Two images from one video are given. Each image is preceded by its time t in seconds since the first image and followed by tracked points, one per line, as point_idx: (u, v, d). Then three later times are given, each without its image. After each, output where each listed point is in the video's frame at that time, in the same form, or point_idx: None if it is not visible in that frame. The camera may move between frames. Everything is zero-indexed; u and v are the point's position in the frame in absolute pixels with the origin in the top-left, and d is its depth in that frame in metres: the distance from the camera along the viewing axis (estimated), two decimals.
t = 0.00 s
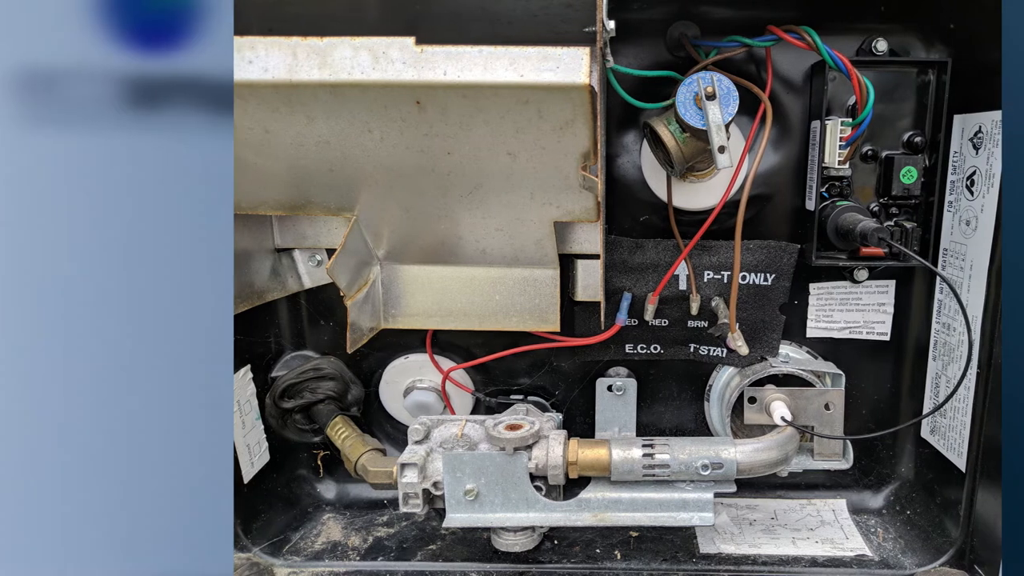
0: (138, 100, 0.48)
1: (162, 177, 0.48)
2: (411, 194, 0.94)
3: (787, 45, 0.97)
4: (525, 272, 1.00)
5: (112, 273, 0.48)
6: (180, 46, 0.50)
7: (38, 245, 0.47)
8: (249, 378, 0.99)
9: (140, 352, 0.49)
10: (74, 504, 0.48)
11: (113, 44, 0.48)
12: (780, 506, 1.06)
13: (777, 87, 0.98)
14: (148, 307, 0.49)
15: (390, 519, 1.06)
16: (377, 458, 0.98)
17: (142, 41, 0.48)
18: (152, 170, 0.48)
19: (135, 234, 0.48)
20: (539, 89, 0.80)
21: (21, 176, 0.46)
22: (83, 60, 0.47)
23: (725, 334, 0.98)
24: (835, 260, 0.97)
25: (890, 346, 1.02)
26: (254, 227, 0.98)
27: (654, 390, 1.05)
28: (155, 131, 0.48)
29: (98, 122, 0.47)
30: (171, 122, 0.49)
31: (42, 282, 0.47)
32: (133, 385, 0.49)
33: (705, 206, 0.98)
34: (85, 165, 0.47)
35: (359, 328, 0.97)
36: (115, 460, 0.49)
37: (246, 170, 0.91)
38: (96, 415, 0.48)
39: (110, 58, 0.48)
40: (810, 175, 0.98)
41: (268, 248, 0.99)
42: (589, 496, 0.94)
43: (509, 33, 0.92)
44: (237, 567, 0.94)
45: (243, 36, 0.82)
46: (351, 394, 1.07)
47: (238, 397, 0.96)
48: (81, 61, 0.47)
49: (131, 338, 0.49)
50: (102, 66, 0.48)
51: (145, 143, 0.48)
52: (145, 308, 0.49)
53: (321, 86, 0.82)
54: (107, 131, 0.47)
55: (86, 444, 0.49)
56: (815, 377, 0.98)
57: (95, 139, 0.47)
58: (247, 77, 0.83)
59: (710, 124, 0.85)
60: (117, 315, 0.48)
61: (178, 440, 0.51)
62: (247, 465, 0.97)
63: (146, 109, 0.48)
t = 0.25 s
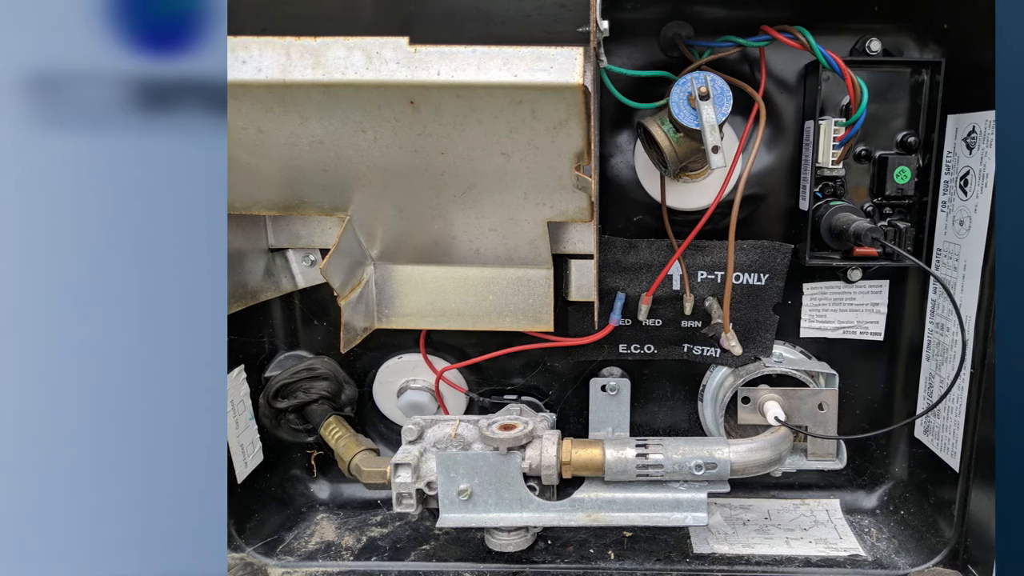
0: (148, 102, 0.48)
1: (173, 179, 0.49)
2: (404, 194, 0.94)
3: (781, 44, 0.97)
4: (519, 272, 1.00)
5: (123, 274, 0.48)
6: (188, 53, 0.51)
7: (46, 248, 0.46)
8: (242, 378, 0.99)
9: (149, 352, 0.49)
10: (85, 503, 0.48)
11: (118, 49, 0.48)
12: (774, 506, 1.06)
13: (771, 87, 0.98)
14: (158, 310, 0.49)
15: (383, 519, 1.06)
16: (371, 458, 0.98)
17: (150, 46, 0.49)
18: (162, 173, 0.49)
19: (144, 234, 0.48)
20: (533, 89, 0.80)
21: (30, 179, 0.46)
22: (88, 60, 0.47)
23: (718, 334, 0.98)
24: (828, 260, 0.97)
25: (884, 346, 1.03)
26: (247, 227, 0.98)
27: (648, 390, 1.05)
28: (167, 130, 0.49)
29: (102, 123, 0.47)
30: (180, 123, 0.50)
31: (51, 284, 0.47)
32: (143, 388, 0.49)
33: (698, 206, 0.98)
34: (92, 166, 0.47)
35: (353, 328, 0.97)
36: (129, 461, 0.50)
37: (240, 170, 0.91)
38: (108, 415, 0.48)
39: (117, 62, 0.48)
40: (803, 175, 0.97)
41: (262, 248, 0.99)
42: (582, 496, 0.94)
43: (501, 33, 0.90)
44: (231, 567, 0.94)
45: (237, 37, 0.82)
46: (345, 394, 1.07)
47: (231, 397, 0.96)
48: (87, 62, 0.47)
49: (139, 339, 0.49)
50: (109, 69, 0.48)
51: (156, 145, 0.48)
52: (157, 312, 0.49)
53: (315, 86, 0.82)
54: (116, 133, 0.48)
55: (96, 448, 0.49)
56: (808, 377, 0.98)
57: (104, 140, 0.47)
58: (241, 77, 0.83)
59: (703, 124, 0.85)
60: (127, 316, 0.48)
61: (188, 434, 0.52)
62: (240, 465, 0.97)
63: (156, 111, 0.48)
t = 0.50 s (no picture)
0: (158, 104, 0.49)
1: (183, 181, 0.50)
2: (398, 194, 0.94)
3: (775, 44, 0.97)
4: (513, 272, 1.00)
5: (133, 275, 0.48)
6: (198, 54, 0.51)
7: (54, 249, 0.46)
8: (237, 378, 0.99)
9: (157, 351, 0.50)
10: (92, 503, 0.48)
11: (128, 50, 0.48)
12: (768, 506, 1.06)
13: (765, 87, 0.98)
14: (162, 309, 0.49)
15: (378, 519, 1.06)
16: (365, 458, 0.98)
17: (160, 48, 0.49)
18: (171, 175, 0.49)
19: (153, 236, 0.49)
20: (527, 89, 0.80)
21: (36, 179, 0.46)
22: (96, 60, 0.47)
23: (713, 334, 0.98)
24: (823, 260, 0.97)
25: (878, 346, 1.03)
26: (242, 227, 0.98)
27: (642, 390, 1.05)
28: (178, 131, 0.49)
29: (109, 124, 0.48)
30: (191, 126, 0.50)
31: (60, 284, 0.47)
32: (147, 390, 0.49)
33: (693, 206, 0.98)
34: (101, 167, 0.47)
35: (347, 328, 0.97)
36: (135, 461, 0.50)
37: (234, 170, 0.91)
38: (118, 414, 0.48)
39: (127, 63, 0.48)
40: (798, 175, 0.97)
41: (256, 248, 0.99)
42: (577, 496, 0.94)
43: (497, 33, 0.89)
44: (225, 567, 0.94)
45: (231, 37, 0.82)
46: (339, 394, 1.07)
47: (226, 397, 0.96)
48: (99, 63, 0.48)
49: (145, 340, 0.49)
50: (118, 70, 0.48)
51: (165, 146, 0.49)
52: (161, 311, 0.49)
53: (309, 86, 0.82)
54: (125, 134, 0.48)
55: (104, 452, 0.48)
56: (803, 377, 0.98)
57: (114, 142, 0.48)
58: (235, 77, 0.83)
59: (697, 124, 0.85)
60: (135, 317, 0.48)
61: (195, 433, 0.52)
62: (235, 465, 0.97)
63: (167, 113, 0.49)
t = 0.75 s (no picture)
0: (167, 107, 0.44)
1: (191, 182, 0.44)
2: (392, 195, 0.94)
3: (768, 44, 0.97)
4: (507, 272, 1.00)
5: (139, 289, 0.43)
6: (202, 60, 0.46)
7: (54, 262, 0.40)
8: (230, 378, 0.99)
9: (172, 379, 0.45)
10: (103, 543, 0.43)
11: (137, 52, 0.43)
12: (761, 505, 1.06)
13: (758, 87, 0.98)
14: (175, 325, 0.44)
15: (371, 519, 1.06)
16: (359, 458, 0.98)
17: (169, 53, 0.44)
18: (179, 179, 0.44)
19: (163, 237, 0.44)
20: (521, 89, 0.80)
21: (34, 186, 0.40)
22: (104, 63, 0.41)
23: (706, 334, 0.98)
24: (816, 260, 0.97)
25: (872, 346, 1.03)
26: (235, 227, 0.98)
27: (636, 390, 1.05)
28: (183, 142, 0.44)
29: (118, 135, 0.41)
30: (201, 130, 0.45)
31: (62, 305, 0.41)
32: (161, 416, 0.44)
33: (686, 206, 0.98)
34: (109, 172, 0.42)
35: (341, 328, 0.97)
36: (146, 471, 0.45)
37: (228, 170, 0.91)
38: (130, 445, 0.43)
39: (135, 66, 0.42)
40: (791, 175, 0.97)
41: (250, 248, 0.99)
42: (571, 496, 0.94)
43: (490, 33, 0.89)
44: (219, 567, 0.94)
45: (225, 37, 0.82)
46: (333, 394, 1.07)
47: (219, 397, 0.96)
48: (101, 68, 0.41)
49: (159, 360, 0.44)
50: (126, 72, 0.42)
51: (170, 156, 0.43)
52: (175, 326, 0.44)
53: (303, 86, 0.82)
54: (132, 135, 0.42)
55: (123, 464, 0.43)
56: (796, 377, 0.98)
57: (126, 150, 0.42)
58: (229, 77, 0.83)
59: (691, 124, 0.85)
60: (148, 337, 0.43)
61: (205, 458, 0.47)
62: (228, 465, 0.97)
63: (175, 114, 0.44)
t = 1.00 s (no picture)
0: (175, 108, 0.53)
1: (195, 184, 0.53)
2: (386, 195, 0.94)
3: (763, 44, 0.97)
4: (502, 271, 1.00)
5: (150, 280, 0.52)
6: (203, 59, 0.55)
7: (72, 255, 0.48)
8: (224, 378, 0.99)
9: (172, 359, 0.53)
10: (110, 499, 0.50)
11: (145, 55, 0.51)
12: (756, 505, 1.06)
13: (753, 87, 0.98)
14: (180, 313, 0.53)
15: (366, 519, 1.06)
16: (353, 458, 0.98)
17: (175, 54, 0.53)
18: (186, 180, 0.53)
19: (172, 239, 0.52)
20: (515, 89, 0.80)
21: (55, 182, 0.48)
22: (115, 65, 0.50)
23: (700, 334, 0.98)
24: (811, 260, 0.97)
25: (866, 346, 1.03)
26: (230, 227, 0.98)
27: (630, 390, 1.05)
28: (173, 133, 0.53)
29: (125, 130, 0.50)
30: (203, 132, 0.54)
31: (78, 289, 0.49)
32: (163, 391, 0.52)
33: (681, 206, 0.98)
34: (119, 170, 0.50)
35: (335, 328, 0.97)
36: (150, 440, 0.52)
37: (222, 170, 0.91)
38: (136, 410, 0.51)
39: (144, 68, 0.51)
40: (786, 175, 0.97)
41: (244, 248, 0.99)
42: (565, 496, 0.94)
43: (484, 33, 0.83)
44: (213, 567, 0.94)
45: (219, 37, 0.83)
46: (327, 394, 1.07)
47: (214, 397, 0.96)
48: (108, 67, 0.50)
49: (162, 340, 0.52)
50: (136, 75, 0.51)
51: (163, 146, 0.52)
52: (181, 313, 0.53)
53: (298, 86, 0.82)
54: (146, 138, 0.51)
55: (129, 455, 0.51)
56: (791, 377, 0.98)
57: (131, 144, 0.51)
58: (223, 77, 0.83)
59: (685, 124, 0.85)
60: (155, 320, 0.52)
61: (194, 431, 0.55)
62: (223, 465, 0.97)
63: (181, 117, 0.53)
